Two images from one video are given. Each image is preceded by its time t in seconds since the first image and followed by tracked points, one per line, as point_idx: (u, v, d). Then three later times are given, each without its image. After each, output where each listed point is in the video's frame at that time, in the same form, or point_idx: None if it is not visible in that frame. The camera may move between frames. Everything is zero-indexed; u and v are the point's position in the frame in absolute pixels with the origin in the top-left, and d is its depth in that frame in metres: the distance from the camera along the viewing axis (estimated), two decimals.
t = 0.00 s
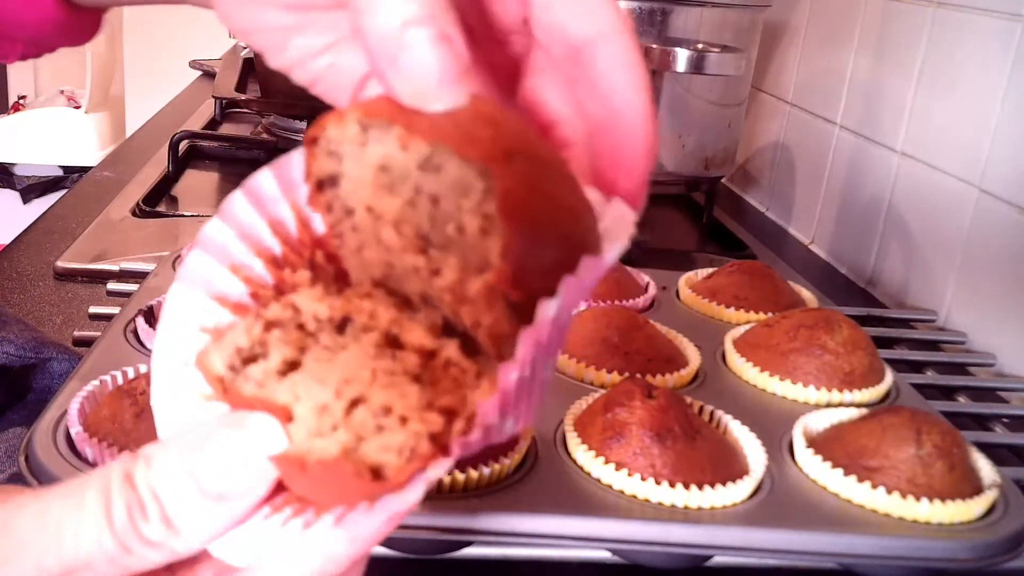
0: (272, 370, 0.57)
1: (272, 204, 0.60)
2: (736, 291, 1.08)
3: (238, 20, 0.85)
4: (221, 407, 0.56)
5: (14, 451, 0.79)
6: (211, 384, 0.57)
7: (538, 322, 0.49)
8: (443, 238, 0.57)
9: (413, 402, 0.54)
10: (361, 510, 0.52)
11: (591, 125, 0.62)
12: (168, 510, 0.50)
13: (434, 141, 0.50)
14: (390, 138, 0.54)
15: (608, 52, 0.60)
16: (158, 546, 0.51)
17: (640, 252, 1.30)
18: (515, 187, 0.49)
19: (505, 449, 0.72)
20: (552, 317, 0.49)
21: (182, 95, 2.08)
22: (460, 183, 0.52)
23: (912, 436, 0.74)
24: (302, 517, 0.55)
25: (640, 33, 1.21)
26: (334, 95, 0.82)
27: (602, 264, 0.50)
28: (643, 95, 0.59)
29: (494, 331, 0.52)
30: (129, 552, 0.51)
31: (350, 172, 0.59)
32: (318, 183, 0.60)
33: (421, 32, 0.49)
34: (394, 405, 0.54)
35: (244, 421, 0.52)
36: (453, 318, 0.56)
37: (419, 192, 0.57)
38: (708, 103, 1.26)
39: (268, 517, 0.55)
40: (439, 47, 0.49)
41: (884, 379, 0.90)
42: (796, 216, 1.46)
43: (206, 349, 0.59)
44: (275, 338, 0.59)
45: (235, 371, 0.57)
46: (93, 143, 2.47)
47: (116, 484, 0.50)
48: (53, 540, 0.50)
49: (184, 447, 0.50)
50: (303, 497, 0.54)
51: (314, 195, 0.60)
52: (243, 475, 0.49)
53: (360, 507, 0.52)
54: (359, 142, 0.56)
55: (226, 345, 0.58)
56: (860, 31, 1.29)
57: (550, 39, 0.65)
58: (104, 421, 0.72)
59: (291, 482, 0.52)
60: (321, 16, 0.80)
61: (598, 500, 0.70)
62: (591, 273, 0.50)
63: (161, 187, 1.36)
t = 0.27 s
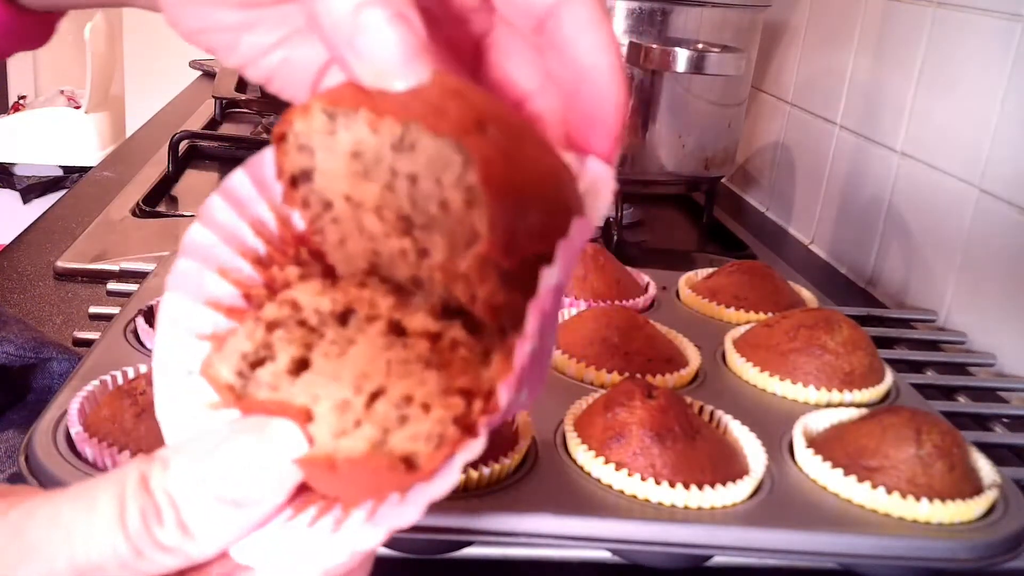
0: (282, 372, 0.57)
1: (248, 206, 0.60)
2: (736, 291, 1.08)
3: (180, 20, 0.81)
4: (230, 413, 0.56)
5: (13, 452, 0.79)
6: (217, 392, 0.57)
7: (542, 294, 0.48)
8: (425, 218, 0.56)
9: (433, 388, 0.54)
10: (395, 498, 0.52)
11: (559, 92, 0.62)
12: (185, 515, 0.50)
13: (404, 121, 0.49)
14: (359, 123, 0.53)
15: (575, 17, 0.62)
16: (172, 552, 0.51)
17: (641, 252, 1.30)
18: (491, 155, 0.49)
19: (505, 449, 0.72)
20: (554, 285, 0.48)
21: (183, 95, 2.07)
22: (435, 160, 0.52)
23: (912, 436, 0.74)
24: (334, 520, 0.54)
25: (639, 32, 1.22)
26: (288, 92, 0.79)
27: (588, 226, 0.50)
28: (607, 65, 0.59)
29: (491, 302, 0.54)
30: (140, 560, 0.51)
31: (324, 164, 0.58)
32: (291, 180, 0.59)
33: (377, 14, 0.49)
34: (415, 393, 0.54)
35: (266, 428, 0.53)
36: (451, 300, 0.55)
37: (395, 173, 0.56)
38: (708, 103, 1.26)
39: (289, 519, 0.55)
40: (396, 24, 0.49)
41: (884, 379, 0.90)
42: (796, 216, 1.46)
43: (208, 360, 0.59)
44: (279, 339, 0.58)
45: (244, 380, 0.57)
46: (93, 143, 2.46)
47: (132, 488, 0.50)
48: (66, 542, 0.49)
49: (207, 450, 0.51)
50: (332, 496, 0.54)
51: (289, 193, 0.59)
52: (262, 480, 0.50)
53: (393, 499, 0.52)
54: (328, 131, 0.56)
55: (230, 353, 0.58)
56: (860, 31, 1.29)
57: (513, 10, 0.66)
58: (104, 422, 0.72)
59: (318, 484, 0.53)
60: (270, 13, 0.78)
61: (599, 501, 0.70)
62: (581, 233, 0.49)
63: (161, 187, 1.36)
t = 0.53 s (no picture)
0: (303, 360, 0.55)
1: (238, 202, 0.61)
2: (736, 291, 1.08)
3: (138, 31, 0.84)
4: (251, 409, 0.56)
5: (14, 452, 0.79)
6: (234, 389, 0.57)
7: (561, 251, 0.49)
8: (426, 183, 0.53)
9: (462, 359, 0.53)
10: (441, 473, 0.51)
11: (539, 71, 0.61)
12: (214, 512, 0.50)
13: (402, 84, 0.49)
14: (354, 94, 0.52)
15: None
16: (200, 549, 0.51)
17: (641, 252, 1.30)
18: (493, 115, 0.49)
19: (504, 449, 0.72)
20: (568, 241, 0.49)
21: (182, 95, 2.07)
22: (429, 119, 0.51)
23: (912, 436, 0.74)
24: (378, 505, 0.53)
25: (639, 32, 1.21)
26: (252, 98, 0.81)
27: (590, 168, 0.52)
28: (581, 15, 0.61)
29: (504, 261, 0.53)
30: (168, 558, 0.51)
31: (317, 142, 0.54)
32: (282, 166, 0.56)
33: None
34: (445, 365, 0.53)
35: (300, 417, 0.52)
36: (458, 266, 0.54)
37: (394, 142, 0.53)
38: (708, 103, 1.26)
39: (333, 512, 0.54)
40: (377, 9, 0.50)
41: (884, 379, 0.90)
42: (795, 216, 1.46)
43: (227, 360, 0.59)
44: (293, 328, 0.56)
45: (266, 374, 0.56)
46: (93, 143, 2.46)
47: (159, 487, 0.50)
48: (91, 544, 0.49)
49: (231, 445, 0.50)
50: (371, 480, 0.53)
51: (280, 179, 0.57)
52: (292, 473, 0.49)
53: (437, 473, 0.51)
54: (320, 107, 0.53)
55: (247, 351, 0.58)
56: (860, 31, 1.29)
57: None
58: (104, 422, 0.72)
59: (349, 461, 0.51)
60: (233, 19, 0.80)
61: (599, 501, 0.69)
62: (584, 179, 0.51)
63: (161, 187, 1.36)
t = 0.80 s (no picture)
0: (328, 373, 0.49)
1: (228, 222, 0.55)
2: (736, 291, 1.08)
3: (104, 53, 0.82)
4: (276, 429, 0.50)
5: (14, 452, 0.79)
6: (257, 410, 0.51)
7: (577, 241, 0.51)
8: (419, 181, 0.48)
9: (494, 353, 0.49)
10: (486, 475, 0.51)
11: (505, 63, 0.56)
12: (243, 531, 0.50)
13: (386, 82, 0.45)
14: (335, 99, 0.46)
15: None
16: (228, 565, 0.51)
17: (640, 252, 1.30)
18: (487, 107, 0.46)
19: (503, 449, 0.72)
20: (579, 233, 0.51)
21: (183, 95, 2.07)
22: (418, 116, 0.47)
23: (912, 436, 0.74)
24: (421, 513, 0.52)
25: (639, 32, 1.21)
26: (225, 119, 0.80)
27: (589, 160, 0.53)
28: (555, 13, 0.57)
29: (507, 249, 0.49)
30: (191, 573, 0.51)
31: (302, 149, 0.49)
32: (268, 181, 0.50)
33: None
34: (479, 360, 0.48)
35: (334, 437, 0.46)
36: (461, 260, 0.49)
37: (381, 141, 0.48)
38: (708, 103, 1.26)
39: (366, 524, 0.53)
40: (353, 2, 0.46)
41: (884, 379, 0.90)
42: (795, 216, 1.46)
43: (249, 381, 0.52)
44: (312, 340, 0.49)
45: (291, 392, 0.49)
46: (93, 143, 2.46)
47: (184, 501, 0.49)
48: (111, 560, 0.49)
49: (262, 464, 0.48)
50: (407, 490, 0.51)
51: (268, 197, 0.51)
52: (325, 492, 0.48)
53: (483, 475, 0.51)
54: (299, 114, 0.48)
55: (268, 368, 0.50)
56: (860, 31, 1.29)
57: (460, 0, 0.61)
58: (104, 422, 0.72)
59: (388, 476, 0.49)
60: (199, 38, 0.80)
61: (598, 500, 0.70)
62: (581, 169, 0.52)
63: (161, 186, 1.36)
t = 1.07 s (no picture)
0: (335, 379, 0.44)
1: (217, 243, 0.50)
2: (736, 291, 1.08)
3: (69, 72, 0.78)
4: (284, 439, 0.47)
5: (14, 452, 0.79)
6: (264, 421, 0.48)
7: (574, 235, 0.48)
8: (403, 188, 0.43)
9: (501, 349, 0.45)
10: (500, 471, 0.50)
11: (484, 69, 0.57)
12: (252, 536, 0.50)
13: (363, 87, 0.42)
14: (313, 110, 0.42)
15: None
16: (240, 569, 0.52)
17: (641, 252, 1.30)
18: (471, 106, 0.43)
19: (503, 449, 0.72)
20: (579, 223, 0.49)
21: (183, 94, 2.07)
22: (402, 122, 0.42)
23: (912, 435, 0.74)
24: (436, 512, 0.51)
25: (639, 32, 1.21)
26: (198, 134, 0.75)
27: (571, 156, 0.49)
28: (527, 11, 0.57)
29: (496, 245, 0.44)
30: None
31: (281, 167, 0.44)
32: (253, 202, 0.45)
33: (301, 8, 0.46)
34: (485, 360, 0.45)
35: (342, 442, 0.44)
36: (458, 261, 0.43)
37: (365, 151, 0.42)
38: (708, 103, 1.26)
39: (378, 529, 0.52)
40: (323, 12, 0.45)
41: (884, 379, 0.90)
42: (796, 216, 1.46)
43: (254, 394, 0.48)
44: (315, 348, 0.45)
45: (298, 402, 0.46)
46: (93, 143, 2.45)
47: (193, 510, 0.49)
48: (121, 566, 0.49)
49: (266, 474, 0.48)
50: (420, 492, 0.50)
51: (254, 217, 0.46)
52: (336, 500, 0.48)
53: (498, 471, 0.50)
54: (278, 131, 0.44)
55: (274, 378, 0.46)
56: (860, 31, 1.29)
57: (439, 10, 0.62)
58: (104, 422, 0.72)
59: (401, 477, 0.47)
60: (167, 53, 0.75)
61: (597, 499, 0.70)
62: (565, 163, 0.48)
63: (161, 186, 1.36)
